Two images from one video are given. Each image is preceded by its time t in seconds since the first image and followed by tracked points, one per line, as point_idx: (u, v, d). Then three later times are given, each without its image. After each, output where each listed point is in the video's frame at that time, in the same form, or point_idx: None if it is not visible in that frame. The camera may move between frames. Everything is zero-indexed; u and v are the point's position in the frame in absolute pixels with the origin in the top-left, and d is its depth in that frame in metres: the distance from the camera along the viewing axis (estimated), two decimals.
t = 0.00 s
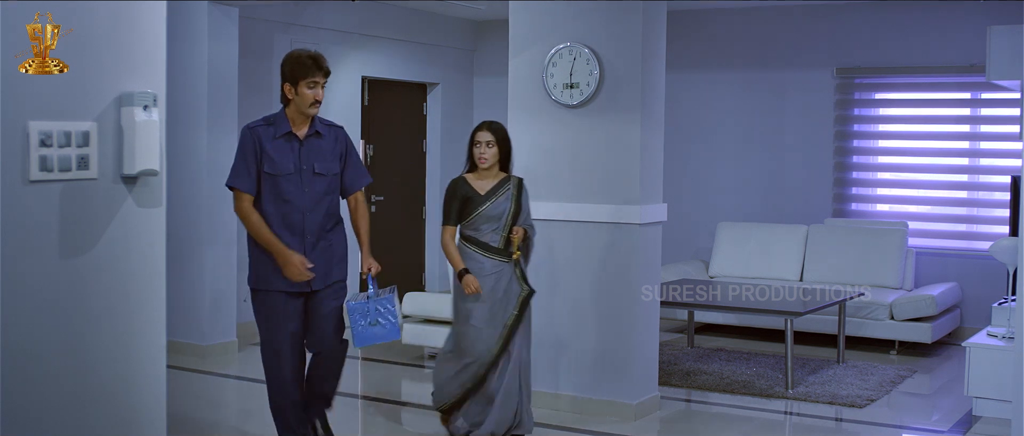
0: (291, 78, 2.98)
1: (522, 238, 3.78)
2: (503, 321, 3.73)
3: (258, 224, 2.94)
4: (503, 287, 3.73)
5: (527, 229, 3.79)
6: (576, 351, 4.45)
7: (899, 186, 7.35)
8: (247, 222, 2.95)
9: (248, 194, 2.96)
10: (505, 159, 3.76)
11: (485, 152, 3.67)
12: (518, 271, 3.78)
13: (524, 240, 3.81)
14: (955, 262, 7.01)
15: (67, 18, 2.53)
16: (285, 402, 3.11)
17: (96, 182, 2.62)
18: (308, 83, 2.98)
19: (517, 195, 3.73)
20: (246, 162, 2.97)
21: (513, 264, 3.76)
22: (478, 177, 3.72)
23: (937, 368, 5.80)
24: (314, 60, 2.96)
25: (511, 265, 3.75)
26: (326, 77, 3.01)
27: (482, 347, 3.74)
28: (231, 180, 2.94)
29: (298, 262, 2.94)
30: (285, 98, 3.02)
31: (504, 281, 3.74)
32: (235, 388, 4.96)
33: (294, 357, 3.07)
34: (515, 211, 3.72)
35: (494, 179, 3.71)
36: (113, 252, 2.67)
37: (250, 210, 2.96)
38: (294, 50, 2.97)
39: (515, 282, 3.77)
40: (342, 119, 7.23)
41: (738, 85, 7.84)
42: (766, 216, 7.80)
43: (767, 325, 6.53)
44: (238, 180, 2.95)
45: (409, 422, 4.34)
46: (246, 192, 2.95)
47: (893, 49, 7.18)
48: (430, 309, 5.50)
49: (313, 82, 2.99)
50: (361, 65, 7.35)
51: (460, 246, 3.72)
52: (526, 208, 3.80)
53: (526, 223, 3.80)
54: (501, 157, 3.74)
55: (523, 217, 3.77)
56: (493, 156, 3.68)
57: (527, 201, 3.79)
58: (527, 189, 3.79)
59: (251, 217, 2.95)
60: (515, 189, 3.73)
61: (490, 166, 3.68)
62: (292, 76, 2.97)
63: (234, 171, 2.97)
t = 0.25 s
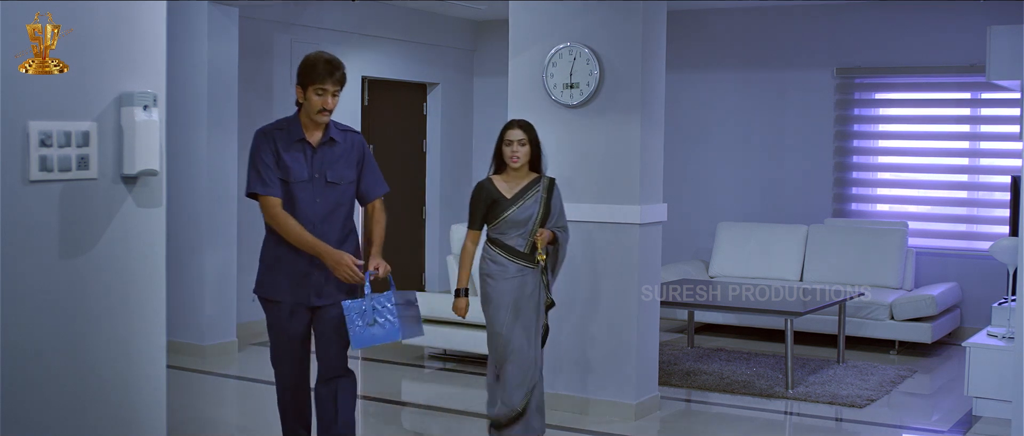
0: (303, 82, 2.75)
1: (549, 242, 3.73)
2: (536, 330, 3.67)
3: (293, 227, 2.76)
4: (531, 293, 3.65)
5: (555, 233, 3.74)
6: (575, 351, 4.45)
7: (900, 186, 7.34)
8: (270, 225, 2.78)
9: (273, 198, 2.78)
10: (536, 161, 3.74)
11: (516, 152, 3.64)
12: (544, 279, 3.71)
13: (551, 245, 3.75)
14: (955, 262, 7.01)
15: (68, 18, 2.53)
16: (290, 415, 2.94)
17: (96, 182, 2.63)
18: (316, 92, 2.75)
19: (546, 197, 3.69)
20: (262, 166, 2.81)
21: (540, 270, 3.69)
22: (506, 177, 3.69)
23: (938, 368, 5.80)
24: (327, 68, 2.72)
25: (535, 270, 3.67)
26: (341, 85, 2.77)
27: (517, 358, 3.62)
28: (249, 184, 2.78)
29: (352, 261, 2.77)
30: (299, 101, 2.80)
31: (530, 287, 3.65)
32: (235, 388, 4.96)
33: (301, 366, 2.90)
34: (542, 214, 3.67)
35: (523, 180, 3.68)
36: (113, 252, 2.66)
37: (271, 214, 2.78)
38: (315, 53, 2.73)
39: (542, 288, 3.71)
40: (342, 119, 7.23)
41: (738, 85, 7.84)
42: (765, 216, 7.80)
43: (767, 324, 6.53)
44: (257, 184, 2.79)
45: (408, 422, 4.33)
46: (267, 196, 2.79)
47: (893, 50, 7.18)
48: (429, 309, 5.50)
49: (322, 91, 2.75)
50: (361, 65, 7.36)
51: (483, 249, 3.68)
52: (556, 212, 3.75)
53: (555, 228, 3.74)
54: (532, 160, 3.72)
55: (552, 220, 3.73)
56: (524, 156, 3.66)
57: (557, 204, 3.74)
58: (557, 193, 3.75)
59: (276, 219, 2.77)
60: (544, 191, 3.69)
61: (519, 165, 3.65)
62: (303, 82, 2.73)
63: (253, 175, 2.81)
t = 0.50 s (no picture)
0: (332, 89, 2.69)
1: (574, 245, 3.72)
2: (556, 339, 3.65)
3: (318, 235, 2.72)
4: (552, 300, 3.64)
5: (580, 238, 3.74)
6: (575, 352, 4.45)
7: (900, 186, 7.34)
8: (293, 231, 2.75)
9: (300, 206, 2.75)
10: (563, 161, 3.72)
11: (543, 151, 3.62)
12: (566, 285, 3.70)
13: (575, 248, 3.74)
14: (956, 262, 7.00)
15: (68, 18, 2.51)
16: (293, 412, 2.92)
17: (96, 182, 2.61)
18: (344, 101, 2.69)
19: (574, 199, 3.67)
20: (290, 171, 2.77)
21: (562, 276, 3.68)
22: (531, 177, 3.66)
23: (938, 368, 5.80)
24: (355, 78, 2.66)
25: (556, 275, 3.66)
26: (371, 94, 2.71)
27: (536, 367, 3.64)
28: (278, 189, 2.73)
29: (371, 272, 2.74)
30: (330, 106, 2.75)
31: (551, 292, 3.64)
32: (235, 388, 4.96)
33: (311, 368, 2.88)
34: (569, 216, 3.66)
35: (548, 180, 3.65)
36: (113, 252, 2.63)
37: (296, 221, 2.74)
38: (344, 59, 2.67)
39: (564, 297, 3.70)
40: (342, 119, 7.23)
41: (738, 85, 7.84)
42: (765, 216, 7.80)
43: (767, 324, 6.53)
44: (286, 189, 2.74)
45: (408, 422, 4.33)
46: (294, 202, 2.75)
47: (893, 50, 7.19)
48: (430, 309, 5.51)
49: (351, 99, 2.69)
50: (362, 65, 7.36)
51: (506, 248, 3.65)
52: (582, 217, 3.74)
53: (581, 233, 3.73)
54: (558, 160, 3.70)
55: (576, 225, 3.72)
56: (552, 156, 3.64)
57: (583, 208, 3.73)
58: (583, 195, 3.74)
59: (299, 226, 2.73)
60: (570, 192, 3.66)
61: (547, 165, 3.63)
62: (332, 88, 2.68)
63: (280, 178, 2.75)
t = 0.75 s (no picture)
0: (344, 83, 2.68)
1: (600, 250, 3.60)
2: (578, 344, 3.61)
3: (319, 240, 2.67)
4: (576, 304, 3.57)
5: (605, 240, 3.60)
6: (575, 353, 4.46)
7: (900, 186, 7.35)
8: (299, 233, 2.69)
9: (309, 207, 2.69)
10: (587, 160, 3.59)
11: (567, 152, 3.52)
12: (591, 290, 3.60)
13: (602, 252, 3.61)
14: (956, 262, 7.00)
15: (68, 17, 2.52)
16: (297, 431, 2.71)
17: (96, 182, 2.59)
18: (356, 96, 2.69)
19: (598, 200, 3.54)
20: (300, 170, 2.70)
21: (587, 279, 3.58)
22: (554, 178, 3.52)
23: (938, 368, 5.80)
24: (368, 72, 2.65)
25: (582, 279, 3.56)
26: (385, 87, 2.70)
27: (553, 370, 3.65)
28: (285, 191, 2.67)
29: (378, 272, 2.71)
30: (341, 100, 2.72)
31: (575, 297, 3.56)
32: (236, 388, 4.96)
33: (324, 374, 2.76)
34: (594, 218, 3.52)
35: (572, 181, 3.51)
36: (113, 252, 2.63)
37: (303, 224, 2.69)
38: (357, 52, 2.67)
39: (590, 301, 3.60)
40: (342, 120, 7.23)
41: (738, 85, 7.83)
42: (766, 216, 7.80)
43: (767, 325, 6.52)
44: (295, 190, 2.67)
45: (409, 422, 4.33)
46: (303, 203, 2.69)
47: (893, 50, 7.19)
48: (431, 310, 5.51)
49: (361, 96, 2.69)
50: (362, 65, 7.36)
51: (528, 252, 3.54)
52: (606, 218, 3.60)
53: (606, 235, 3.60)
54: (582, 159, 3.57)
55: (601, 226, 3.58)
56: (576, 156, 3.53)
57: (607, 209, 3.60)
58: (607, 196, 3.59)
59: (305, 231, 2.68)
60: (595, 193, 3.52)
61: (569, 166, 3.52)
62: (344, 83, 2.67)
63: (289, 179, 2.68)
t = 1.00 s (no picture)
0: (337, 103, 2.47)
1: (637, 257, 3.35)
2: (610, 356, 3.45)
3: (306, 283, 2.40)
4: (609, 315, 3.39)
5: (640, 247, 3.35)
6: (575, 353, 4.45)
7: (900, 186, 7.35)
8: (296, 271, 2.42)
9: (306, 240, 2.42)
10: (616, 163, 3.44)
11: (596, 154, 3.41)
12: (628, 299, 3.40)
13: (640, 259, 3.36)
14: (956, 262, 7.00)
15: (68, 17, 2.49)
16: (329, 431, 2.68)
17: (96, 182, 2.58)
18: (349, 116, 2.47)
19: (629, 203, 3.35)
20: (300, 200, 2.46)
21: (622, 287, 3.38)
22: (583, 182, 3.39)
23: (938, 368, 5.80)
24: (362, 92, 2.44)
25: (617, 287, 3.37)
26: (382, 107, 2.49)
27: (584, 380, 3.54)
28: (286, 225, 2.42)
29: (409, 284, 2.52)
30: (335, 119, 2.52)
31: (609, 308, 3.38)
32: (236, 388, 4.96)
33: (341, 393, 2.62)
34: (626, 222, 3.33)
35: (601, 184, 3.37)
36: (114, 251, 2.63)
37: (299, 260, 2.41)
38: (352, 70, 2.47)
39: (623, 310, 3.40)
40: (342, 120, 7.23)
41: (738, 85, 7.83)
42: (765, 216, 7.80)
43: (767, 324, 6.52)
44: (297, 223, 2.43)
45: (409, 422, 4.33)
46: (303, 236, 2.43)
47: (893, 50, 7.18)
48: (430, 310, 5.51)
49: (356, 117, 2.47)
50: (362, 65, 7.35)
51: (568, 261, 3.36)
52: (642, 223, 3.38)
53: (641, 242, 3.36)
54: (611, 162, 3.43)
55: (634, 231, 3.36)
56: (603, 158, 3.40)
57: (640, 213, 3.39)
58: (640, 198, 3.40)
59: (300, 273, 2.40)
60: (625, 196, 3.35)
61: (598, 170, 3.38)
62: (338, 104, 2.46)
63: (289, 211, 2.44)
